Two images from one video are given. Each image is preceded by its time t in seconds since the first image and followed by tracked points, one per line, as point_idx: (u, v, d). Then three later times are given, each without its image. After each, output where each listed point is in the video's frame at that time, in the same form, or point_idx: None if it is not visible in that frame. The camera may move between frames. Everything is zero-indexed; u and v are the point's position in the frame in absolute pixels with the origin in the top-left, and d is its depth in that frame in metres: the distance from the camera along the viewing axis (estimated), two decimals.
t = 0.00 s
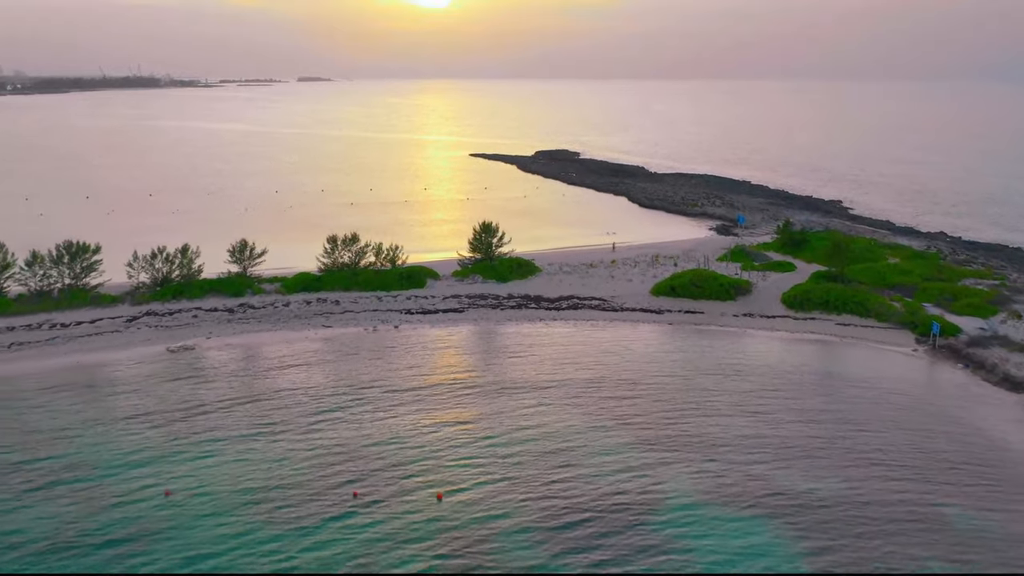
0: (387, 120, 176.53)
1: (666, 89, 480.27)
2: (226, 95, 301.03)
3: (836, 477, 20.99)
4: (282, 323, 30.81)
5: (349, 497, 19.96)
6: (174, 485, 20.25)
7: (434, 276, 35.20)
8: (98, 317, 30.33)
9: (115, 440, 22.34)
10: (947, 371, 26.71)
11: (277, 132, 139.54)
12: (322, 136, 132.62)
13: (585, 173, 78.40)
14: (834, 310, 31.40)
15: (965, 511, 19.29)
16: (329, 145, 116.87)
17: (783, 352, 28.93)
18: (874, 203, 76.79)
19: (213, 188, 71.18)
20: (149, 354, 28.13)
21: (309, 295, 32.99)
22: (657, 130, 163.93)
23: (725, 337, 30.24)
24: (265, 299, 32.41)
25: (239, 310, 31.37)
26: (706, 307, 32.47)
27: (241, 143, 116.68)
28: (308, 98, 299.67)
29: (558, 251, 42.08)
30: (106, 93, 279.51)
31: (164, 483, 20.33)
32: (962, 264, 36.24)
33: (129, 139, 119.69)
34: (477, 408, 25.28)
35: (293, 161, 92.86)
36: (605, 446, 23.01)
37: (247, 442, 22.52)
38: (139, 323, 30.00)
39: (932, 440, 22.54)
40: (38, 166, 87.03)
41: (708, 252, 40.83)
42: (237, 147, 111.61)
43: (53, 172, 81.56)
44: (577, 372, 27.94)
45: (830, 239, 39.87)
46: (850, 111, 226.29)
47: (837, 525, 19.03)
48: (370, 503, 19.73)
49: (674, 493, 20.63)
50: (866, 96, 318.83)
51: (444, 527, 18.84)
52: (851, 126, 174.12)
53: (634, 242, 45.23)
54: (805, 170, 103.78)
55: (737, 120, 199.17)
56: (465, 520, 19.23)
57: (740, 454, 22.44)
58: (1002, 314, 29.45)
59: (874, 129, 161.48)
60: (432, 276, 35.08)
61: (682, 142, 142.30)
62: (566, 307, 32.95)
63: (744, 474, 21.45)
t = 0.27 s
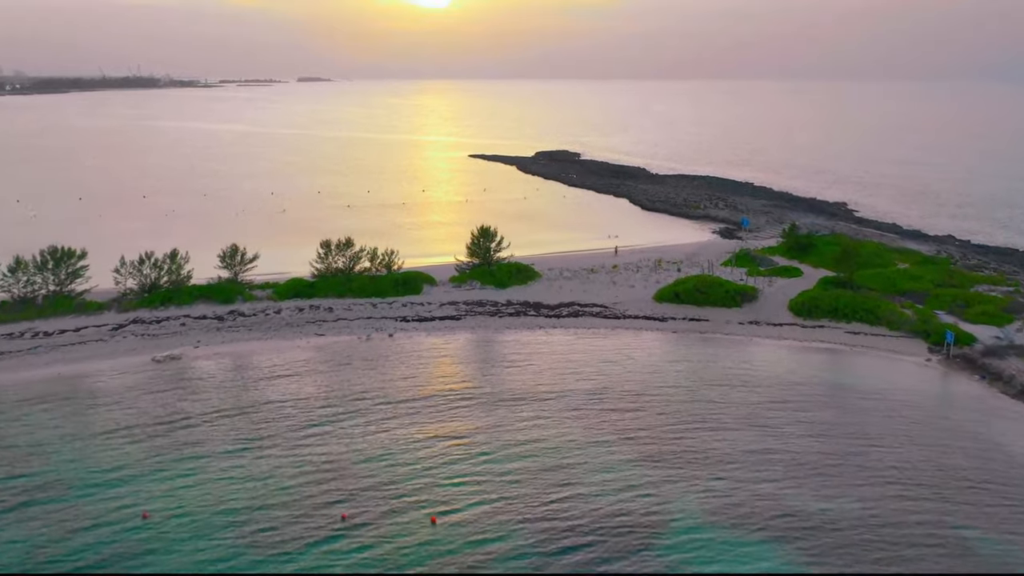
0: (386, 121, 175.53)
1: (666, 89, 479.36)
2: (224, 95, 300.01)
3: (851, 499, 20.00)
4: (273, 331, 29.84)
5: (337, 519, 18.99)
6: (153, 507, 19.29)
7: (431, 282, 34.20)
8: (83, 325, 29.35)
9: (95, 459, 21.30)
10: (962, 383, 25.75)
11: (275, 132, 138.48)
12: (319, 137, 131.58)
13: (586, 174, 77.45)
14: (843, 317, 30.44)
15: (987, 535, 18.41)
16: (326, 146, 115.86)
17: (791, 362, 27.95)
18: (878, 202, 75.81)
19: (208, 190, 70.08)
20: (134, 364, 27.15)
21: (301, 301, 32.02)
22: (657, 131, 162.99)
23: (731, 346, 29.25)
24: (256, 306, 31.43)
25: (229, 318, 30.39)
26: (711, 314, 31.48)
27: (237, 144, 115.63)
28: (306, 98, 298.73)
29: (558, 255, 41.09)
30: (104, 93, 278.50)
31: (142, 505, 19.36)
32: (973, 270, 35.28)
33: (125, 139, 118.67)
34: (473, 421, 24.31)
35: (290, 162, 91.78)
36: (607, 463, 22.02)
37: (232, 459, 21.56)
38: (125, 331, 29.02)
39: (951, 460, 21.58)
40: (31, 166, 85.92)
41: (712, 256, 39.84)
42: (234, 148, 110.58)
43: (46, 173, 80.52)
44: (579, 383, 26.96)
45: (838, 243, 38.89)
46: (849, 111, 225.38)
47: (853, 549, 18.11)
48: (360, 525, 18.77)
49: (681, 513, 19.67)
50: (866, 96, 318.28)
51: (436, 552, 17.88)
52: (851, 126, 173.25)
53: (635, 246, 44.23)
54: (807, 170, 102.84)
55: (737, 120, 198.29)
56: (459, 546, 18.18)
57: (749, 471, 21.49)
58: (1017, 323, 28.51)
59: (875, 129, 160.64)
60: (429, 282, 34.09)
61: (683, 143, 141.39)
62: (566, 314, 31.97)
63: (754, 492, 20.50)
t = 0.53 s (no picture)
0: (384, 121, 174.61)
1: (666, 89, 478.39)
2: (223, 95, 299.20)
3: (868, 524, 18.96)
4: (262, 340, 28.82)
5: (323, 544, 17.97)
6: (129, 532, 18.27)
7: (427, 288, 33.20)
8: (66, 333, 28.36)
9: (71, 479, 20.27)
10: (979, 395, 24.77)
11: (273, 133, 137.52)
12: (318, 138, 130.66)
13: (586, 176, 76.47)
14: (853, 326, 29.44)
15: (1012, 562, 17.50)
16: (324, 147, 114.93)
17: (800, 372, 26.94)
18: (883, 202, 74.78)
19: (203, 193, 69.05)
20: (118, 375, 26.14)
21: (293, 309, 31.02)
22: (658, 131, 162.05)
23: (738, 355, 28.21)
24: (246, 314, 30.41)
25: (217, 326, 29.37)
26: (716, 322, 30.46)
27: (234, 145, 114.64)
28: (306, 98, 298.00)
29: (558, 260, 40.06)
30: (102, 94, 277.70)
31: (117, 530, 18.34)
32: (985, 275, 34.28)
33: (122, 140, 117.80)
34: (469, 435, 23.29)
35: (287, 163, 90.75)
36: (609, 481, 21.00)
37: (214, 478, 20.54)
38: (109, 341, 28.01)
39: (972, 482, 20.54)
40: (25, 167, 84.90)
41: (716, 261, 38.81)
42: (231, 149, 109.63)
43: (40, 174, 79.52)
44: (580, 395, 25.95)
45: (845, 248, 37.86)
46: (850, 111, 224.51)
47: None
48: (347, 551, 17.75)
49: (688, 536, 18.65)
50: (866, 96, 317.46)
51: None
52: (852, 126, 172.30)
53: (637, 250, 43.20)
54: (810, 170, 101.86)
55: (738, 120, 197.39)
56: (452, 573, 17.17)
57: (759, 490, 20.48)
58: None
59: (876, 129, 159.75)
60: (425, 288, 33.08)
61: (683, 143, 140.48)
62: (566, 322, 30.96)
63: (765, 514, 19.49)
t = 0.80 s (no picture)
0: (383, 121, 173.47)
1: (666, 89, 477.30)
2: (222, 95, 297.99)
3: (889, 554, 17.85)
4: (250, 350, 27.66)
5: None
6: (100, 565, 17.12)
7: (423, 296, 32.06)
8: (45, 345, 27.18)
9: (41, 505, 19.14)
10: (1000, 410, 23.66)
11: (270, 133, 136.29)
12: (315, 138, 129.37)
13: (586, 177, 75.34)
14: (865, 336, 28.29)
15: None
16: (321, 147, 113.78)
17: (811, 384, 25.78)
18: (888, 202, 73.67)
19: (197, 194, 67.79)
20: (97, 388, 24.96)
21: (282, 318, 29.87)
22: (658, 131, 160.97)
23: (746, 367, 27.06)
24: (233, 323, 29.24)
25: (203, 336, 28.20)
26: (723, 332, 29.30)
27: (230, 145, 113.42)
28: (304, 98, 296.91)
29: (559, 264, 38.88)
30: (100, 94, 276.53)
31: (87, 564, 17.19)
32: (1000, 282, 33.13)
33: (117, 140, 116.59)
34: (464, 453, 22.15)
35: (283, 164, 89.46)
36: (612, 504, 19.86)
37: (194, 502, 19.39)
38: (90, 351, 26.85)
39: (996, 506, 19.46)
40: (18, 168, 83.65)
41: (721, 267, 37.64)
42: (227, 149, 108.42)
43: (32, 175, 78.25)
44: (582, 410, 24.78)
45: (855, 254, 36.72)
46: (850, 111, 223.50)
47: None
48: None
49: (698, 565, 17.50)
50: (866, 96, 316.70)
51: None
52: (853, 126, 171.47)
53: (640, 254, 42.02)
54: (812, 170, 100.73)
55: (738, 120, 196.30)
56: None
57: (772, 514, 19.35)
58: None
59: (878, 129, 158.70)
60: (421, 296, 31.94)
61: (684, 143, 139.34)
62: (567, 331, 29.80)
63: (780, 540, 18.36)
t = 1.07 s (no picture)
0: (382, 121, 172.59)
1: (666, 89, 476.31)
2: (221, 95, 297.05)
3: None
4: (238, 360, 26.68)
5: None
6: None
7: (419, 303, 31.08)
8: (26, 354, 26.20)
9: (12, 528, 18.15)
10: (1019, 425, 22.68)
11: (268, 134, 135.33)
12: (314, 139, 128.42)
13: (587, 179, 74.36)
14: (876, 345, 27.30)
15: None
16: (319, 148, 112.85)
17: (820, 396, 24.81)
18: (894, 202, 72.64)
19: (192, 196, 66.74)
20: (77, 400, 23.97)
21: (273, 326, 28.89)
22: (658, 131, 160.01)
23: (753, 377, 26.07)
24: (222, 331, 28.26)
25: (190, 346, 27.22)
26: (728, 341, 28.31)
27: (228, 146, 112.45)
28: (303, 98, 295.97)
29: (559, 269, 37.89)
30: (99, 94, 275.52)
31: None
32: (1014, 288, 32.13)
33: (113, 140, 115.66)
34: (459, 470, 21.17)
35: (280, 166, 88.39)
36: (615, 526, 18.89)
37: (174, 525, 18.40)
38: (72, 362, 25.87)
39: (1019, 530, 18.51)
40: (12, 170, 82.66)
41: (726, 272, 36.64)
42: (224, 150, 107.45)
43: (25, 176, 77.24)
44: (583, 423, 23.81)
45: (863, 259, 35.73)
46: (849, 111, 222.87)
47: None
48: None
49: None
50: (866, 96, 315.74)
51: None
52: (854, 125, 170.47)
53: (642, 259, 41.04)
54: (815, 171, 99.73)
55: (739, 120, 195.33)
56: None
57: (784, 536, 18.39)
58: None
59: (880, 129, 157.73)
60: (416, 303, 30.96)
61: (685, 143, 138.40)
62: (568, 340, 28.83)
63: (792, 566, 17.40)
